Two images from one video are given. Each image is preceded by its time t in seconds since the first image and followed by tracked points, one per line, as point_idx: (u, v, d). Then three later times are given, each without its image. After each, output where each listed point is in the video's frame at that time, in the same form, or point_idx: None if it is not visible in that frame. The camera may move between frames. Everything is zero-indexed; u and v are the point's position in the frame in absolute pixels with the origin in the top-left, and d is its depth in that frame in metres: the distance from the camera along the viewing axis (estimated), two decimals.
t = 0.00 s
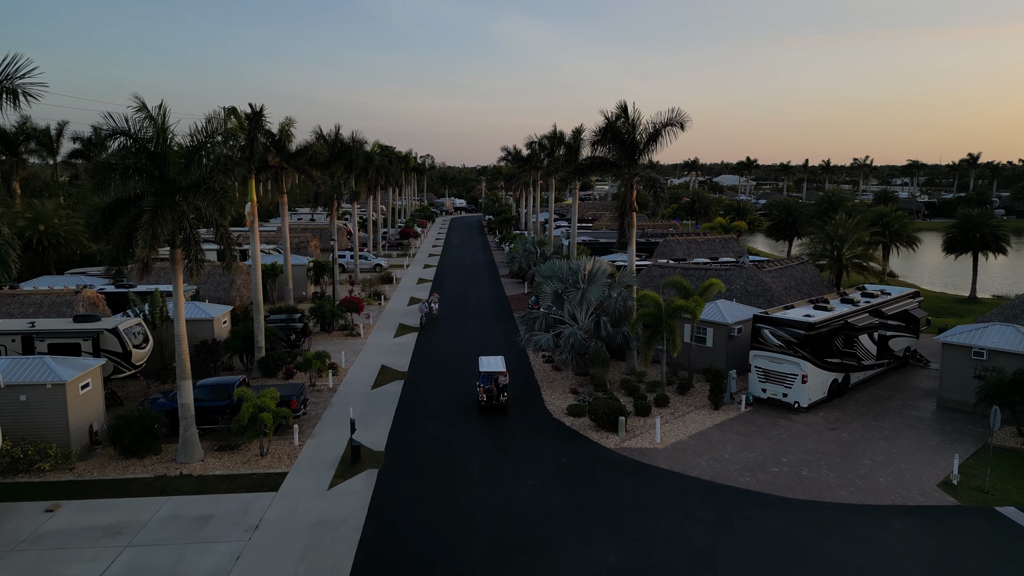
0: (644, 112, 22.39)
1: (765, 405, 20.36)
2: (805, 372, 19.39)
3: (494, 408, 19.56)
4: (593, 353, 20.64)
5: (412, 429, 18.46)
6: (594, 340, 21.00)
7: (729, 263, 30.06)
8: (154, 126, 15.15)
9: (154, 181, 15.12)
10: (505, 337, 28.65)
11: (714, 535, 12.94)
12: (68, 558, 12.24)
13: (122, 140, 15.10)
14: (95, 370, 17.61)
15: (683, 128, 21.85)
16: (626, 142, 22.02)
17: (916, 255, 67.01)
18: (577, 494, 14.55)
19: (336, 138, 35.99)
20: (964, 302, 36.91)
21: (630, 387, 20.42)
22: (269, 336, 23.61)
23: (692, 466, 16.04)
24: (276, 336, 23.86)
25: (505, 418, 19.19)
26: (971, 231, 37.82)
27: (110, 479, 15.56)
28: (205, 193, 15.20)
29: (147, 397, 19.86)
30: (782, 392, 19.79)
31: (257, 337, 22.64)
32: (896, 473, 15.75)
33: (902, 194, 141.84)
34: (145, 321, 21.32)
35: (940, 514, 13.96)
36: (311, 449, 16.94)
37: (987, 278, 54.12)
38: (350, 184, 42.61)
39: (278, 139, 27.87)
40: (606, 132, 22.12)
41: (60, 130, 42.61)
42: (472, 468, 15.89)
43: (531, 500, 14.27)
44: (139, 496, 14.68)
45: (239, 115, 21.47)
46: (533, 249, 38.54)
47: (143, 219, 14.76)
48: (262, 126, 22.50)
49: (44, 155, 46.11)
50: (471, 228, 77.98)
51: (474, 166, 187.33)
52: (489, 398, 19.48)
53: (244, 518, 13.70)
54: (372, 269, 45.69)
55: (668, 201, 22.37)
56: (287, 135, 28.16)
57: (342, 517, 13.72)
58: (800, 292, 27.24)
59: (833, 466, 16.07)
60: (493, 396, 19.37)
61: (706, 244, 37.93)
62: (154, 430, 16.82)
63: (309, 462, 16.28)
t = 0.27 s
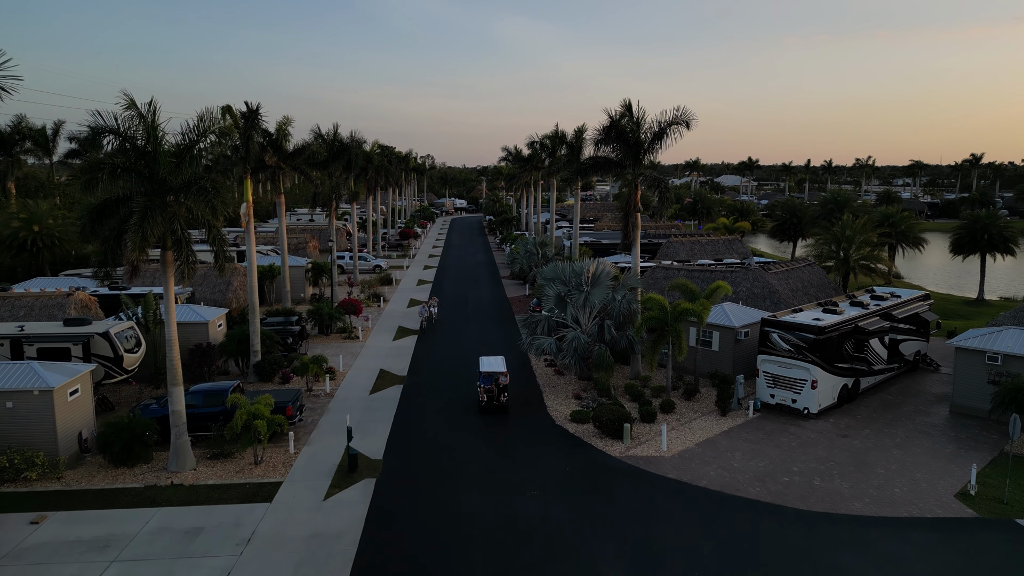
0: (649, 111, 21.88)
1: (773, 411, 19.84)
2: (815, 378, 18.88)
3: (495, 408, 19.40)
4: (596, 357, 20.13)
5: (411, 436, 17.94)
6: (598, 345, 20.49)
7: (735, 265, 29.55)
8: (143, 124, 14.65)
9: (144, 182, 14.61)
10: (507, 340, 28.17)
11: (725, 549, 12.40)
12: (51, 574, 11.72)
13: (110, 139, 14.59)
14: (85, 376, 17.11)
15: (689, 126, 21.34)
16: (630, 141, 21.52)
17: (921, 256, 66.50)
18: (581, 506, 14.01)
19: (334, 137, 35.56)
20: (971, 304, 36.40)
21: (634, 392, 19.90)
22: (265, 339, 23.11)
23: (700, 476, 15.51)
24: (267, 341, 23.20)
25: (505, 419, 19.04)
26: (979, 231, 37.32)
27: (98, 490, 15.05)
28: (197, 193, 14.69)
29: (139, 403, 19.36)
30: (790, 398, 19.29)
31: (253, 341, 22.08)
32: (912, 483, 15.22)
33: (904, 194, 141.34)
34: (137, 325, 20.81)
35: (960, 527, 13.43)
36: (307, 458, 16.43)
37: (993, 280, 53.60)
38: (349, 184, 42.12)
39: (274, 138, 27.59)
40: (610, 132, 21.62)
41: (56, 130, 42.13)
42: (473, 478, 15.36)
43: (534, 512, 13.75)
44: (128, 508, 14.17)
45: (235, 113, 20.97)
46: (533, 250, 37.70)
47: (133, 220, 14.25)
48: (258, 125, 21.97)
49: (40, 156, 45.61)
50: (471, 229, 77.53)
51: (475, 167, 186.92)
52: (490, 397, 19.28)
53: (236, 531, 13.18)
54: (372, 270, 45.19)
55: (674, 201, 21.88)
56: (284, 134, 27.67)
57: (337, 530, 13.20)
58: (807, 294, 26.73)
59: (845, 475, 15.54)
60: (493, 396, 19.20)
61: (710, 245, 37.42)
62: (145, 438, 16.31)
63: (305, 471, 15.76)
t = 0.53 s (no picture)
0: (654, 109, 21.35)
1: (782, 418, 19.31)
2: (825, 384, 18.35)
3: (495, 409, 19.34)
4: (600, 362, 19.60)
5: (409, 444, 17.42)
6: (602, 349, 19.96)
7: (740, 266, 29.02)
8: (132, 122, 14.14)
9: (133, 181, 14.08)
10: (507, 342, 27.68)
11: (737, 565, 11.87)
12: None
13: (98, 138, 14.08)
14: (73, 382, 16.59)
15: (695, 125, 20.81)
16: (635, 141, 20.98)
17: (925, 257, 65.94)
18: (586, 519, 13.49)
19: (333, 137, 35.08)
20: (980, 306, 35.86)
21: (639, 398, 19.38)
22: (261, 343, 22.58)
23: (709, 486, 14.98)
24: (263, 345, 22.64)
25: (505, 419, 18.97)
26: (987, 232, 36.81)
27: (86, 500, 14.54)
28: (187, 193, 14.17)
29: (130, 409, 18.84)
30: (800, 405, 18.76)
31: (248, 344, 21.68)
32: (928, 494, 14.68)
33: (906, 194, 140.80)
34: (130, 329, 20.29)
35: (980, 541, 12.89)
36: (302, 467, 15.91)
37: (999, 281, 53.06)
38: (348, 184, 41.61)
39: (271, 137, 26.87)
40: (614, 131, 21.09)
41: (51, 130, 41.64)
42: (474, 488, 14.85)
43: (537, 525, 13.24)
44: (116, 520, 13.65)
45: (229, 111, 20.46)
46: (534, 252, 37.09)
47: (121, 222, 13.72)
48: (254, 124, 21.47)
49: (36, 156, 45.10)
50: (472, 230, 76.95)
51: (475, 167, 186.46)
52: (490, 398, 19.25)
53: (227, 546, 12.66)
54: (371, 272, 44.67)
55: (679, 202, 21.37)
56: (281, 133, 27.16)
57: (332, 544, 12.67)
58: (814, 296, 26.21)
59: (859, 486, 15.01)
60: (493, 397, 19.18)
61: (714, 246, 36.88)
62: (135, 446, 15.80)
63: (300, 481, 15.24)
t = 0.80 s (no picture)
0: (660, 107, 20.79)
1: (791, 425, 18.77)
2: (837, 391, 17.80)
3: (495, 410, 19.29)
4: (605, 367, 19.07)
5: (408, 451, 16.88)
6: (605, 354, 19.42)
7: (745, 268, 28.48)
8: (119, 119, 13.63)
9: (120, 181, 13.56)
10: (509, 346, 27.16)
11: None
12: None
13: (83, 136, 13.54)
14: (61, 389, 16.05)
15: (702, 124, 20.26)
16: (640, 140, 20.43)
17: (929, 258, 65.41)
18: (592, 532, 12.95)
19: (332, 136, 34.52)
20: (988, 309, 35.32)
21: (645, 405, 18.83)
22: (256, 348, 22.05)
23: (719, 498, 14.42)
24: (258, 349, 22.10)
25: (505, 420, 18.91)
26: (995, 234, 36.30)
27: (72, 513, 14.00)
28: (176, 193, 13.66)
29: (121, 416, 18.30)
30: (810, 412, 18.21)
31: (243, 349, 21.17)
32: (946, 507, 14.12)
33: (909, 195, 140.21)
34: (121, 333, 19.75)
35: (1003, 556, 12.34)
36: (297, 477, 15.37)
37: (1005, 282, 52.55)
38: (347, 185, 41.07)
39: (268, 137, 26.35)
40: (618, 130, 20.52)
41: (47, 130, 41.09)
42: (475, 499, 14.32)
43: (541, 539, 12.70)
44: (102, 534, 13.11)
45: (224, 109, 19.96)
46: (536, 253, 36.52)
47: (107, 223, 13.18)
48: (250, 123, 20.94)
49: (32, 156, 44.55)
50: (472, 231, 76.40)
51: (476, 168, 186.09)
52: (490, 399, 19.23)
53: (216, 562, 12.12)
54: (370, 273, 44.14)
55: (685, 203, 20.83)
56: (278, 132, 26.61)
57: (327, 559, 12.13)
58: (821, 299, 25.67)
59: (874, 498, 14.45)
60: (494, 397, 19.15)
61: (718, 247, 36.35)
62: (124, 456, 15.26)
63: (294, 492, 14.71)
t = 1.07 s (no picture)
0: (665, 106, 20.24)
1: (802, 432, 18.22)
2: (849, 397, 17.26)
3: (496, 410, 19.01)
4: (609, 373, 18.52)
5: (406, 460, 16.34)
6: (610, 359, 18.88)
7: (751, 270, 27.93)
8: (106, 117, 13.12)
9: (107, 181, 13.03)
10: (510, 349, 26.64)
11: None
12: None
13: (68, 134, 13.02)
14: (48, 396, 15.52)
15: (709, 123, 19.72)
16: (644, 139, 19.89)
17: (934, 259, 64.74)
18: (598, 548, 12.39)
19: (330, 135, 33.83)
20: (997, 311, 34.75)
21: (650, 411, 18.29)
22: (251, 352, 21.48)
23: (729, 510, 13.87)
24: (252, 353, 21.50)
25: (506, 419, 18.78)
26: (1004, 235, 35.74)
27: (56, 526, 13.44)
28: (165, 193, 13.15)
29: (111, 423, 17.76)
30: (821, 419, 17.68)
31: (238, 353, 20.64)
32: (966, 520, 13.58)
33: (911, 195, 139.49)
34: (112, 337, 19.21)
35: None
36: (291, 488, 14.83)
37: (1011, 284, 51.94)
38: (346, 185, 40.51)
39: (264, 135, 26.14)
40: (623, 129, 19.98)
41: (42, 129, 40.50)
42: (475, 512, 13.77)
43: (545, 555, 12.15)
44: (86, 549, 12.55)
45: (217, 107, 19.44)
46: (537, 254, 35.92)
47: (93, 225, 12.65)
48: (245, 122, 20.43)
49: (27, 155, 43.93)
50: (473, 231, 75.79)
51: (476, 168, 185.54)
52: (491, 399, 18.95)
53: None
54: (369, 274, 43.59)
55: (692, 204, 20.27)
56: (275, 131, 26.20)
57: None
58: (830, 302, 25.13)
59: (890, 510, 13.91)
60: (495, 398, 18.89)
61: (723, 248, 35.80)
62: (112, 466, 14.71)
63: (288, 504, 14.17)
